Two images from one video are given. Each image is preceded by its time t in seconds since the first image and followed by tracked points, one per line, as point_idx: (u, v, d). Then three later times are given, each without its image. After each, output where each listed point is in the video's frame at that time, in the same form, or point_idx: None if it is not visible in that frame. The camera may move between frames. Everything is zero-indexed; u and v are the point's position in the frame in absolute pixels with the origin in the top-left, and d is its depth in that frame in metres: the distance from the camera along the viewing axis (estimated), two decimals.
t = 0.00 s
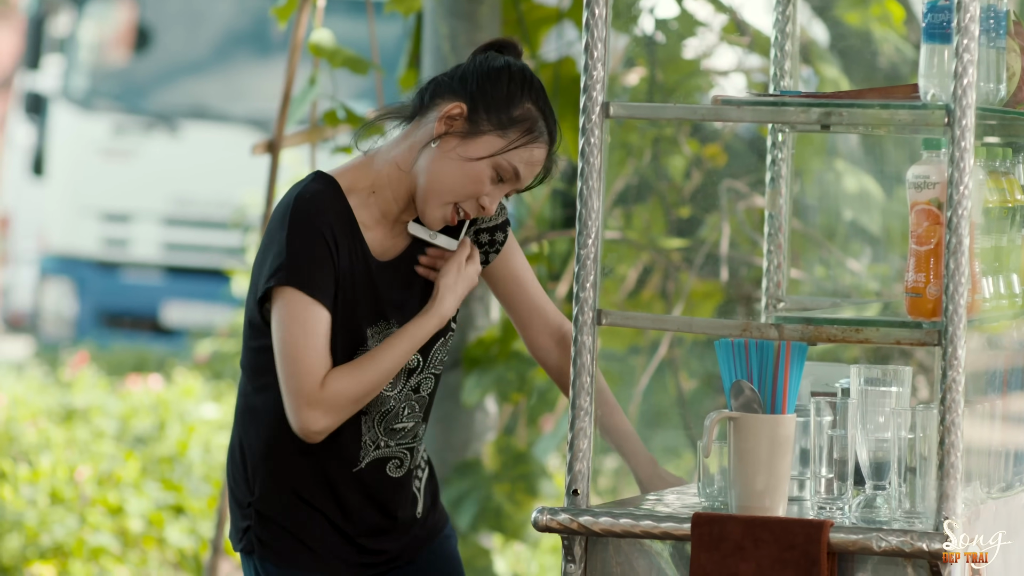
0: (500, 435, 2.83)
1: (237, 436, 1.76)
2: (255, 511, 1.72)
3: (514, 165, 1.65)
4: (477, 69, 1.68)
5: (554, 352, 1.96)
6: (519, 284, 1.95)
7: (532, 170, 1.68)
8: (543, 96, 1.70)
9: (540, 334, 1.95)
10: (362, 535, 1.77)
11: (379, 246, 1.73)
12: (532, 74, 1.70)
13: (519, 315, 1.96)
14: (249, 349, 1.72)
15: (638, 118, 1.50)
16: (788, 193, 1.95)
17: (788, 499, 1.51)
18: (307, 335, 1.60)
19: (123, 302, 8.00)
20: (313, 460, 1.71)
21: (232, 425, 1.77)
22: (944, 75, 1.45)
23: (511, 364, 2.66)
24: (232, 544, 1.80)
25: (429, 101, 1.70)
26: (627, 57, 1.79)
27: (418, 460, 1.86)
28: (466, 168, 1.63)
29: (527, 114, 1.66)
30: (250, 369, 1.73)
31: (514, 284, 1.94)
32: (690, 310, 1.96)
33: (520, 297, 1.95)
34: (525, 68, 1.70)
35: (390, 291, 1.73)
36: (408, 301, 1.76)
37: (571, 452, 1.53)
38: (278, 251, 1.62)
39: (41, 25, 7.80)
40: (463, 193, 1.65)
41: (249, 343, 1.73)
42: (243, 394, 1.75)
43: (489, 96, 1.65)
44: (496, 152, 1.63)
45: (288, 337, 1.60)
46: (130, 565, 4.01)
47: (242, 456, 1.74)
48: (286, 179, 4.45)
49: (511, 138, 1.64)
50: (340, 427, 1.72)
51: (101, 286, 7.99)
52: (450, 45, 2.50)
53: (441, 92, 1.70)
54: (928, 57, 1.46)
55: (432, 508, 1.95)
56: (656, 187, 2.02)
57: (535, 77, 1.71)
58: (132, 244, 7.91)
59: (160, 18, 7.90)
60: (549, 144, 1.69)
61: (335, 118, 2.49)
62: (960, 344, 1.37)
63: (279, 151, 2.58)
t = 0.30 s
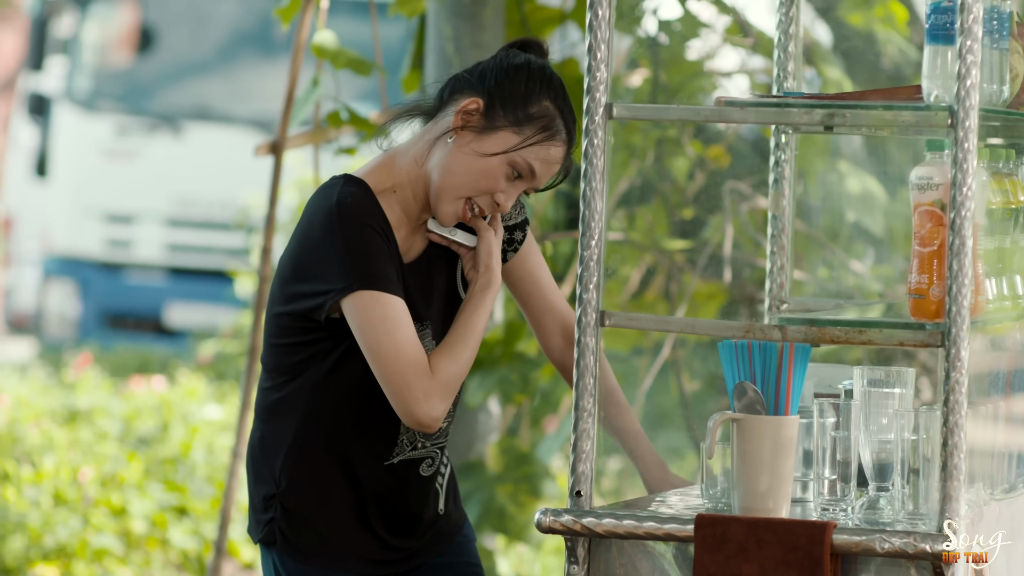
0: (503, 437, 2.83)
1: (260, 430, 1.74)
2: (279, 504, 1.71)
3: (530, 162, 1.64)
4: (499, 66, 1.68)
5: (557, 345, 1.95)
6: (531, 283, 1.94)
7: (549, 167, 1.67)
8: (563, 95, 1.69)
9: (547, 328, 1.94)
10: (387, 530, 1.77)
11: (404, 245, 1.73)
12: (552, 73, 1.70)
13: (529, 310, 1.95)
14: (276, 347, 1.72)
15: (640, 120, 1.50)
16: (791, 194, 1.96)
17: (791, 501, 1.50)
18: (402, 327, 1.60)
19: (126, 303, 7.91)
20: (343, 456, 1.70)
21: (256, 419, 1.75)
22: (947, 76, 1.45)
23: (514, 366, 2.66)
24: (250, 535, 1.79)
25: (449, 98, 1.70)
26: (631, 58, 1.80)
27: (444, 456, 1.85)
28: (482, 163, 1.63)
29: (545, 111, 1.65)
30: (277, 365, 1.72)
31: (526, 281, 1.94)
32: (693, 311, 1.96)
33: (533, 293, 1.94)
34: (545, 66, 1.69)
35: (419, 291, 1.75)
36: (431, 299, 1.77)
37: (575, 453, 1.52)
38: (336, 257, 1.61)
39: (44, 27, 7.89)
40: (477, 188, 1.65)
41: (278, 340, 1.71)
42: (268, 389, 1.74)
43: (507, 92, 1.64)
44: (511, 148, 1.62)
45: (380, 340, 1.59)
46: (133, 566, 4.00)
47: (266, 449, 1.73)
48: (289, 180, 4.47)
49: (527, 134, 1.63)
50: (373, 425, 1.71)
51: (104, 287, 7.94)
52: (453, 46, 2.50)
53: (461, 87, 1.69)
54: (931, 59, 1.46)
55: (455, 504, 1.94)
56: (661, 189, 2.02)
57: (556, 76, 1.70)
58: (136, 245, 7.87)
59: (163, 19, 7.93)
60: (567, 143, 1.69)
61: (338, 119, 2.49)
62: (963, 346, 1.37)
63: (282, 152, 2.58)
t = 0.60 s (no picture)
0: (499, 439, 2.83)
1: (268, 424, 1.73)
2: (286, 499, 1.69)
3: (532, 149, 1.63)
4: (507, 54, 1.69)
5: (555, 339, 1.95)
6: (534, 278, 1.93)
7: (552, 156, 1.66)
8: (569, 85, 1.69)
9: (546, 321, 1.94)
10: (394, 526, 1.76)
11: (412, 232, 1.74)
12: (561, 64, 1.70)
13: (529, 303, 1.94)
14: (284, 340, 1.71)
15: (637, 122, 1.51)
16: (787, 196, 1.99)
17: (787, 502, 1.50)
18: (397, 316, 1.59)
19: (124, 305, 7.90)
20: (352, 450, 1.70)
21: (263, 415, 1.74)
22: (943, 78, 1.46)
23: (510, 368, 2.67)
24: (255, 532, 1.77)
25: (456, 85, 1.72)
26: (626, 60, 1.80)
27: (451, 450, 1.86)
28: (483, 146, 1.63)
29: (548, 99, 1.65)
30: (284, 360, 1.71)
31: (527, 275, 1.93)
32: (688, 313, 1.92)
33: (533, 287, 1.94)
34: (554, 57, 1.70)
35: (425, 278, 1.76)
36: (441, 287, 1.80)
37: (570, 456, 1.53)
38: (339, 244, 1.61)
39: (41, 29, 7.81)
40: (477, 174, 1.64)
41: (286, 333, 1.71)
42: (275, 385, 1.73)
43: (511, 78, 1.65)
44: (513, 132, 1.62)
45: (374, 328, 1.58)
46: (129, 568, 3.99)
47: (274, 443, 1.72)
48: (286, 182, 4.49)
49: (529, 120, 1.63)
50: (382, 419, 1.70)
51: (101, 289, 7.93)
52: (449, 47, 2.50)
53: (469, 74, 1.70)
54: (927, 61, 1.46)
55: (458, 502, 1.94)
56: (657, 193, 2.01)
57: (565, 66, 1.71)
58: (132, 247, 7.87)
59: (159, 21, 7.97)
60: (571, 133, 1.68)
61: (335, 122, 2.48)
62: (959, 347, 1.37)
63: (278, 154, 2.58)
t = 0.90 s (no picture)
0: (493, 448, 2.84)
1: (263, 427, 1.73)
2: (280, 498, 1.69)
3: (485, 129, 1.61)
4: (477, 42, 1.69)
5: (550, 347, 1.94)
6: (533, 286, 1.92)
7: (513, 137, 1.63)
8: (536, 68, 1.66)
9: (542, 329, 1.94)
10: (391, 523, 1.74)
11: (403, 220, 1.72)
12: (531, 48, 1.68)
13: (526, 311, 1.93)
14: (281, 337, 1.72)
15: (632, 130, 1.49)
16: (783, 205, 1.90)
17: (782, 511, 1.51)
18: (365, 299, 1.60)
19: (119, 314, 7.75)
20: (345, 447, 1.69)
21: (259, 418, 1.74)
22: (938, 87, 1.45)
23: (505, 376, 2.67)
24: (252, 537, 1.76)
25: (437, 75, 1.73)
26: (623, 69, 1.85)
27: (451, 449, 1.83)
28: (437, 127, 1.62)
29: (505, 81, 1.63)
30: (280, 358, 1.72)
31: (526, 285, 1.92)
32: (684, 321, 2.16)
33: (529, 296, 1.93)
34: (524, 42, 1.68)
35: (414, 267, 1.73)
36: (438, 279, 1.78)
37: (565, 464, 1.50)
38: (315, 231, 1.63)
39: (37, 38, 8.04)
40: (433, 155, 1.63)
41: (282, 331, 1.72)
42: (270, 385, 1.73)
43: (470, 61, 1.65)
44: (464, 111, 1.61)
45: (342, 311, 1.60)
46: None
47: (269, 445, 1.71)
48: (281, 190, 4.50)
49: (478, 100, 1.62)
50: (374, 414, 1.70)
51: (97, 297, 7.80)
52: (443, 56, 2.51)
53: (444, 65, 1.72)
54: (922, 70, 1.46)
55: (467, 507, 1.89)
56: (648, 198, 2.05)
57: (536, 51, 1.68)
58: (127, 256, 7.79)
59: (154, 30, 7.94)
60: (533, 116, 1.64)
61: (330, 130, 2.49)
62: (954, 356, 1.37)
63: (273, 163, 2.58)
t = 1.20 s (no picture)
0: (490, 455, 2.85)
1: (251, 430, 1.72)
2: (268, 498, 1.67)
3: (478, 114, 1.62)
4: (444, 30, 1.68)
5: (543, 365, 1.93)
6: (521, 303, 1.91)
7: (505, 115, 1.63)
8: (510, 42, 1.66)
9: (534, 345, 1.92)
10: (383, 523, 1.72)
11: (395, 225, 1.71)
12: (499, 24, 1.67)
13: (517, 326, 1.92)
14: (268, 338, 1.71)
15: (629, 138, 1.50)
16: (780, 212, 1.95)
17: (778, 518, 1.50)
18: (361, 292, 1.60)
19: (116, 321, 7.78)
20: (335, 444, 1.67)
21: (248, 421, 1.73)
22: (935, 94, 1.46)
23: (502, 384, 2.65)
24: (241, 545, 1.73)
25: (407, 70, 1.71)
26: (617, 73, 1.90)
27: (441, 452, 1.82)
28: (429, 123, 1.62)
29: (484, 62, 1.63)
30: (268, 359, 1.71)
31: (514, 301, 1.91)
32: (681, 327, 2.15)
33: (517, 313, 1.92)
34: (491, 19, 1.68)
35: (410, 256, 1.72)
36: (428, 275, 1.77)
37: (563, 472, 1.51)
38: (302, 227, 1.62)
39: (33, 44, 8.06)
40: (430, 152, 1.63)
41: (269, 331, 1.71)
42: (258, 386, 1.72)
43: (445, 50, 1.64)
44: (454, 101, 1.61)
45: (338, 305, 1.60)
46: None
47: (257, 446, 1.70)
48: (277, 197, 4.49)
49: (465, 88, 1.61)
50: (363, 410, 1.69)
51: (94, 305, 7.84)
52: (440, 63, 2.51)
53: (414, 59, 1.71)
54: (919, 77, 1.46)
55: (457, 512, 1.87)
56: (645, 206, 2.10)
57: (506, 26, 1.68)
58: (123, 263, 7.84)
59: (152, 37, 7.94)
60: (519, 89, 1.65)
61: (326, 137, 2.49)
62: (951, 363, 1.37)
63: (271, 171, 2.57)
